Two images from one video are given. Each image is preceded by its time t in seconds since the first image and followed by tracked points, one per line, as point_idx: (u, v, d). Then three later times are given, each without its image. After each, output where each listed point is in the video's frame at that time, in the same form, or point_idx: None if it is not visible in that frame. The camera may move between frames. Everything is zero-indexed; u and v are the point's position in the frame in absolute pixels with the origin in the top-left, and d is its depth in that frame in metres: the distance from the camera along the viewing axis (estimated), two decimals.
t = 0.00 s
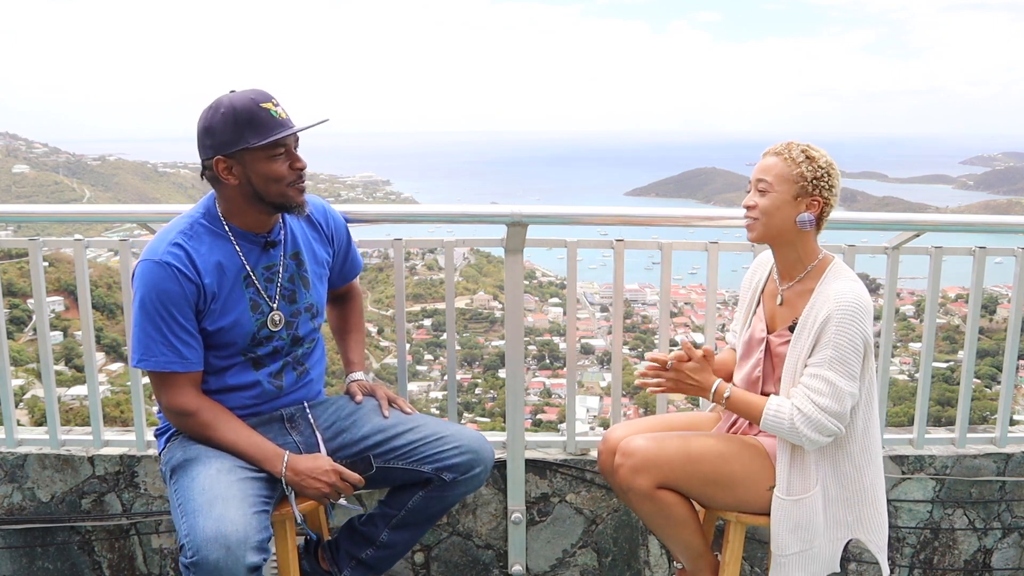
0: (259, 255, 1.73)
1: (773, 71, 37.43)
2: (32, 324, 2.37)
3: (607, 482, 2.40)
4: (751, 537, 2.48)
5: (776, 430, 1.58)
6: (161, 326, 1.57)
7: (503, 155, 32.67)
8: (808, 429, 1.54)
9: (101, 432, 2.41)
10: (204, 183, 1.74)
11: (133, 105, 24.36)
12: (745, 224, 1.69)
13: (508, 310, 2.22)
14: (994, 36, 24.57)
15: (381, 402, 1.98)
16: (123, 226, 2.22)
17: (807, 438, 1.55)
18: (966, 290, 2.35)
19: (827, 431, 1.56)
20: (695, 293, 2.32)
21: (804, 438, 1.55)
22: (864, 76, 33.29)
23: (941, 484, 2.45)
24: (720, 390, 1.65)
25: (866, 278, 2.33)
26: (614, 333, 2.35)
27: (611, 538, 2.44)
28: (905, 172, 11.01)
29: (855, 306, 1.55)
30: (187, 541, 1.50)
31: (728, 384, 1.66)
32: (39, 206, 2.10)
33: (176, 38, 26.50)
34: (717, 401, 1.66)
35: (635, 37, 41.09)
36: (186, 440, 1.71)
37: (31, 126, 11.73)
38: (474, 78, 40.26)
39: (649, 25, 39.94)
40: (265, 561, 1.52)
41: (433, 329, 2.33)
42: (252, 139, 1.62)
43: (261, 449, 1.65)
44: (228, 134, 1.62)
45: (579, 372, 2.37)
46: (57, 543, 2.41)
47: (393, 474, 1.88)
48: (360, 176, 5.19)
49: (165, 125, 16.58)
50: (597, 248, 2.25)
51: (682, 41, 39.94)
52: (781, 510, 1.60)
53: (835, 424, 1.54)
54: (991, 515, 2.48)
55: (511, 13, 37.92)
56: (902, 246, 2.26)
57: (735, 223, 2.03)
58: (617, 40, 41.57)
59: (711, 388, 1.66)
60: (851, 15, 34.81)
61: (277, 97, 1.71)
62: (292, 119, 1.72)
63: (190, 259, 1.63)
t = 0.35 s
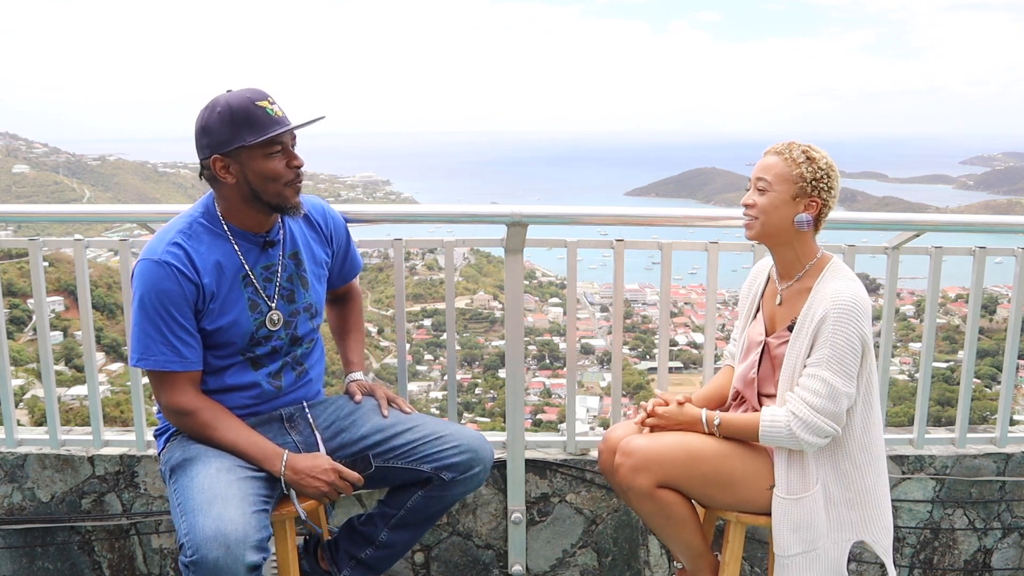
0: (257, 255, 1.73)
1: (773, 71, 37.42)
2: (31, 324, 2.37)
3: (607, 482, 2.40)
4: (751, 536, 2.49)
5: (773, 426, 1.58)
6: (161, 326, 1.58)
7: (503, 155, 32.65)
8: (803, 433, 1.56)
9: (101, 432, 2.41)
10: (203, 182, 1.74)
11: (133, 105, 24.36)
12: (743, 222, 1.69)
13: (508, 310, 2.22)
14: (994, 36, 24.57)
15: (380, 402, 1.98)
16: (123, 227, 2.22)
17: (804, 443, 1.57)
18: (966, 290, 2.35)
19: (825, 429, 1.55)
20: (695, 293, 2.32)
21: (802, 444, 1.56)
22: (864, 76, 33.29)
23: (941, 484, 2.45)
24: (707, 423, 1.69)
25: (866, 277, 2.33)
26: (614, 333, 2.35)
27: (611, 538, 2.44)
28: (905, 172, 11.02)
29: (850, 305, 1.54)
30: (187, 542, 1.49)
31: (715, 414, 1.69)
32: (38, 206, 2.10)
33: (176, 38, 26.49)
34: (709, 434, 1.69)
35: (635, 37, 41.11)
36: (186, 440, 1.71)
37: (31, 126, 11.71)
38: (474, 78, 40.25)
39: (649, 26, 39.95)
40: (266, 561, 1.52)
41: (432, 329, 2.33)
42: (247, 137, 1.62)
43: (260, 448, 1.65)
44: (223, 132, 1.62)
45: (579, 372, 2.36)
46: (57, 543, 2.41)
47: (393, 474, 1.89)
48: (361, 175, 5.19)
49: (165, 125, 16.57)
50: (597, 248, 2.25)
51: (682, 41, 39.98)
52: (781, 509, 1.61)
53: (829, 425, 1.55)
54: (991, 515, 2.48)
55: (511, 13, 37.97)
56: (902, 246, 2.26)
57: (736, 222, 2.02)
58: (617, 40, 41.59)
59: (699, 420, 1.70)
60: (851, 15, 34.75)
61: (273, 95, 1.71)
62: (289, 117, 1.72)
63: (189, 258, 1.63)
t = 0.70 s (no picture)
0: (257, 254, 1.73)
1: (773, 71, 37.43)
2: (32, 324, 2.37)
3: (607, 482, 2.40)
4: (751, 537, 2.49)
5: (773, 424, 1.59)
6: (160, 326, 1.58)
7: (503, 155, 32.64)
8: (801, 433, 1.56)
9: (101, 432, 2.41)
10: (203, 182, 1.74)
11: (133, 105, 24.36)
12: (743, 221, 1.69)
13: (508, 309, 2.22)
14: (995, 35, 24.54)
15: (380, 402, 1.98)
16: (123, 226, 2.22)
17: (804, 443, 1.57)
18: (967, 290, 2.35)
19: (825, 430, 1.56)
20: (695, 293, 2.31)
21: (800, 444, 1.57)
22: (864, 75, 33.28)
23: (941, 484, 2.45)
24: (708, 422, 1.69)
25: (866, 278, 2.34)
26: (614, 333, 2.35)
27: (611, 539, 2.44)
28: (905, 172, 11.02)
29: (846, 304, 1.54)
30: (188, 542, 1.49)
31: (717, 414, 1.69)
32: (39, 206, 2.10)
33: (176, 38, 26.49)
34: (709, 433, 1.69)
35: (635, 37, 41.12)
36: (186, 440, 1.71)
37: (32, 125, 11.71)
38: (474, 77, 40.25)
39: (649, 25, 39.96)
40: (266, 561, 1.52)
41: (432, 329, 2.34)
42: (247, 136, 1.62)
43: (260, 448, 1.65)
44: (223, 131, 1.62)
45: (579, 372, 2.37)
46: (57, 543, 2.41)
47: (393, 475, 1.89)
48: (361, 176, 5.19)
49: (165, 125, 16.56)
50: (597, 248, 2.25)
51: (682, 41, 39.98)
52: (781, 508, 1.61)
53: (828, 425, 1.56)
54: (991, 515, 2.48)
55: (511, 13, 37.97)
56: (902, 246, 2.26)
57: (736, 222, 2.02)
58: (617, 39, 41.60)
59: (700, 420, 1.69)
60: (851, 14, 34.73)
61: (272, 95, 1.71)
62: (288, 116, 1.72)
63: (188, 258, 1.63)
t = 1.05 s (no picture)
0: (256, 254, 1.73)
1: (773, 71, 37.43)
2: (32, 324, 2.37)
3: (607, 482, 2.40)
4: (751, 537, 2.48)
5: (773, 424, 1.59)
6: (160, 326, 1.58)
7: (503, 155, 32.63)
8: (802, 433, 1.56)
9: (101, 432, 2.41)
10: (202, 182, 1.74)
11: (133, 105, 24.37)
12: (744, 222, 1.69)
13: (508, 309, 2.22)
14: (995, 35, 24.52)
15: (380, 403, 1.98)
16: (123, 226, 2.23)
17: (804, 443, 1.57)
18: (966, 290, 2.35)
19: (825, 429, 1.56)
20: (695, 293, 2.31)
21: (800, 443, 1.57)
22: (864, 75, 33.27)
23: (941, 484, 2.45)
24: (709, 422, 1.68)
25: (866, 278, 2.33)
26: (614, 333, 2.35)
27: (611, 538, 2.44)
28: (906, 171, 11.02)
29: (846, 304, 1.54)
30: (188, 542, 1.49)
31: (718, 414, 1.69)
32: (39, 206, 2.10)
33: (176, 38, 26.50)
34: (709, 432, 1.69)
35: (635, 37, 41.13)
36: (186, 440, 1.71)
37: (32, 126, 11.72)
38: (474, 78, 40.25)
39: (649, 26, 39.97)
40: (266, 560, 1.52)
41: (433, 329, 2.33)
42: (248, 138, 1.62)
43: (260, 447, 1.65)
44: (224, 133, 1.62)
45: (579, 372, 2.37)
46: (57, 543, 2.41)
47: (393, 475, 1.89)
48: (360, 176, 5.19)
49: (165, 125, 16.56)
50: (598, 248, 2.25)
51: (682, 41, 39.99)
52: (781, 507, 1.61)
53: (827, 425, 1.56)
54: (991, 515, 2.48)
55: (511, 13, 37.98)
56: (902, 246, 2.26)
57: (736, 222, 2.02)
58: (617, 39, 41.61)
59: (701, 420, 1.69)
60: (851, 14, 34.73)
61: (274, 96, 1.71)
62: (289, 118, 1.72)
63: (188, 258, 1.63)
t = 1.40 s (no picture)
0: (257, 253, 1.73)
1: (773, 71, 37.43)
2: (31, 324, 2.37)
3: (607, 481, 2.40)
4: (751, 536, 2.49)
5: (773, 425, 1.59)
6: (159, 325, 1.58)
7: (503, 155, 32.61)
8: (803, 434, 1.56)
9: (101, 432, 2.41)
10: (202, 181, 1.74)
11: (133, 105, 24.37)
12: (744, 222, 1.69)
13: (508, 310, 2.22)
14: (995, 35, 24.51)
15: (380, 402, 1.98)
16: (123, 226, 2.23)
17: (804, 443, 1.57)
18: (967, 290, 2.35)
19: (825, 430, 1.56)
20: (695, 293, 2.31)
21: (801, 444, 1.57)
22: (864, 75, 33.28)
23: (941, 484, 2.45)
24: (710, 422, 1.68)
25: (866, 278, 2.33)
26: (614, 333, 2.35)
27: (611, 538, 2.44)
28: (906, 171, 11.02)
29: (846, 304, 1.54)
30: (188, 541, 1.49)
31: (718, 415, 1.69)
32: (39, 206, 2.10)
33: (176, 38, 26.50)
34: (710, 432, 1.68)
35: (635, 37, 41.13)
36: (186, 440, 1.71)
37: (33, 126, 11.72)
38: (474, 77, 40.25)
39: (649, 26, 39.98)
40: (266, 561, 1.52)
41: (433, 329, 2.33)
42: (247, 139, 1.62)
43: (261, 447, 1.65)
44: (224, 133, 1.62)
45: (579, 372, 2.37)
46: (57, 543, 2.41)
47: (393, 475, 1.89)
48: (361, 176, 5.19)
49: (164, 124, 16.56)
50: (598, 248, 2.25)
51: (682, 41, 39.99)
52: (781, 507, 1.61)
53: (828, 426, 1.56)
54: (991, 515, 2.48)
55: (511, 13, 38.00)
56: (902, 246, 2.26)
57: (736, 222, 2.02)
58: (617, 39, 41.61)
59: (702, 420, 1.69)
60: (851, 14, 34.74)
61: (273, 96, 1.71)
62: (289, 118, 1.72)
63: (188, 258, 1.63)
